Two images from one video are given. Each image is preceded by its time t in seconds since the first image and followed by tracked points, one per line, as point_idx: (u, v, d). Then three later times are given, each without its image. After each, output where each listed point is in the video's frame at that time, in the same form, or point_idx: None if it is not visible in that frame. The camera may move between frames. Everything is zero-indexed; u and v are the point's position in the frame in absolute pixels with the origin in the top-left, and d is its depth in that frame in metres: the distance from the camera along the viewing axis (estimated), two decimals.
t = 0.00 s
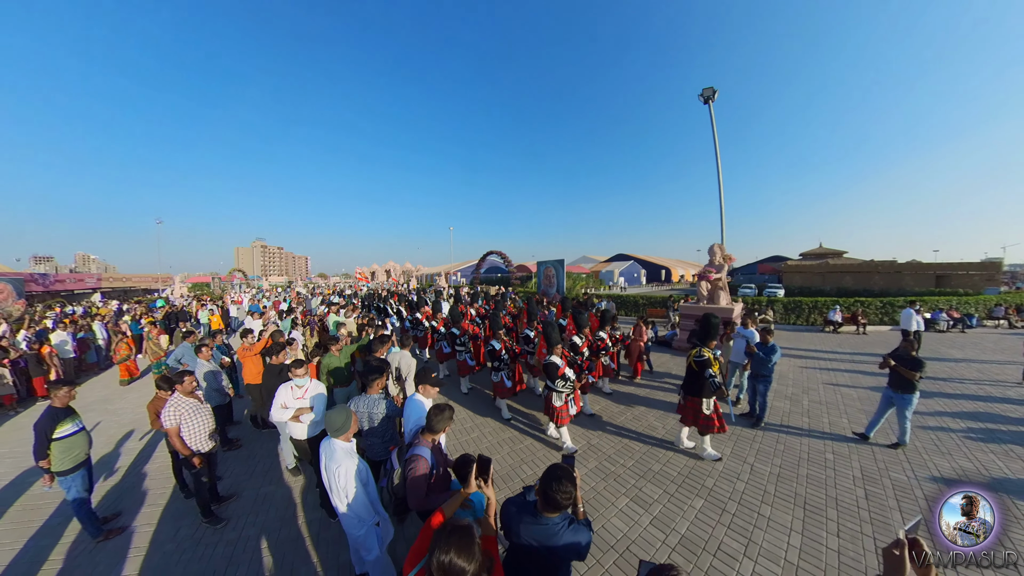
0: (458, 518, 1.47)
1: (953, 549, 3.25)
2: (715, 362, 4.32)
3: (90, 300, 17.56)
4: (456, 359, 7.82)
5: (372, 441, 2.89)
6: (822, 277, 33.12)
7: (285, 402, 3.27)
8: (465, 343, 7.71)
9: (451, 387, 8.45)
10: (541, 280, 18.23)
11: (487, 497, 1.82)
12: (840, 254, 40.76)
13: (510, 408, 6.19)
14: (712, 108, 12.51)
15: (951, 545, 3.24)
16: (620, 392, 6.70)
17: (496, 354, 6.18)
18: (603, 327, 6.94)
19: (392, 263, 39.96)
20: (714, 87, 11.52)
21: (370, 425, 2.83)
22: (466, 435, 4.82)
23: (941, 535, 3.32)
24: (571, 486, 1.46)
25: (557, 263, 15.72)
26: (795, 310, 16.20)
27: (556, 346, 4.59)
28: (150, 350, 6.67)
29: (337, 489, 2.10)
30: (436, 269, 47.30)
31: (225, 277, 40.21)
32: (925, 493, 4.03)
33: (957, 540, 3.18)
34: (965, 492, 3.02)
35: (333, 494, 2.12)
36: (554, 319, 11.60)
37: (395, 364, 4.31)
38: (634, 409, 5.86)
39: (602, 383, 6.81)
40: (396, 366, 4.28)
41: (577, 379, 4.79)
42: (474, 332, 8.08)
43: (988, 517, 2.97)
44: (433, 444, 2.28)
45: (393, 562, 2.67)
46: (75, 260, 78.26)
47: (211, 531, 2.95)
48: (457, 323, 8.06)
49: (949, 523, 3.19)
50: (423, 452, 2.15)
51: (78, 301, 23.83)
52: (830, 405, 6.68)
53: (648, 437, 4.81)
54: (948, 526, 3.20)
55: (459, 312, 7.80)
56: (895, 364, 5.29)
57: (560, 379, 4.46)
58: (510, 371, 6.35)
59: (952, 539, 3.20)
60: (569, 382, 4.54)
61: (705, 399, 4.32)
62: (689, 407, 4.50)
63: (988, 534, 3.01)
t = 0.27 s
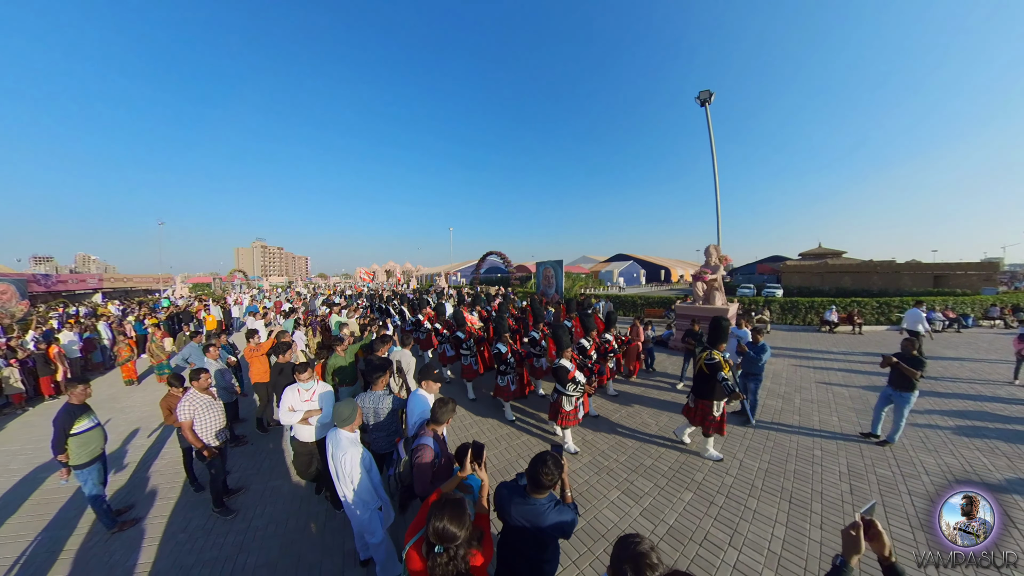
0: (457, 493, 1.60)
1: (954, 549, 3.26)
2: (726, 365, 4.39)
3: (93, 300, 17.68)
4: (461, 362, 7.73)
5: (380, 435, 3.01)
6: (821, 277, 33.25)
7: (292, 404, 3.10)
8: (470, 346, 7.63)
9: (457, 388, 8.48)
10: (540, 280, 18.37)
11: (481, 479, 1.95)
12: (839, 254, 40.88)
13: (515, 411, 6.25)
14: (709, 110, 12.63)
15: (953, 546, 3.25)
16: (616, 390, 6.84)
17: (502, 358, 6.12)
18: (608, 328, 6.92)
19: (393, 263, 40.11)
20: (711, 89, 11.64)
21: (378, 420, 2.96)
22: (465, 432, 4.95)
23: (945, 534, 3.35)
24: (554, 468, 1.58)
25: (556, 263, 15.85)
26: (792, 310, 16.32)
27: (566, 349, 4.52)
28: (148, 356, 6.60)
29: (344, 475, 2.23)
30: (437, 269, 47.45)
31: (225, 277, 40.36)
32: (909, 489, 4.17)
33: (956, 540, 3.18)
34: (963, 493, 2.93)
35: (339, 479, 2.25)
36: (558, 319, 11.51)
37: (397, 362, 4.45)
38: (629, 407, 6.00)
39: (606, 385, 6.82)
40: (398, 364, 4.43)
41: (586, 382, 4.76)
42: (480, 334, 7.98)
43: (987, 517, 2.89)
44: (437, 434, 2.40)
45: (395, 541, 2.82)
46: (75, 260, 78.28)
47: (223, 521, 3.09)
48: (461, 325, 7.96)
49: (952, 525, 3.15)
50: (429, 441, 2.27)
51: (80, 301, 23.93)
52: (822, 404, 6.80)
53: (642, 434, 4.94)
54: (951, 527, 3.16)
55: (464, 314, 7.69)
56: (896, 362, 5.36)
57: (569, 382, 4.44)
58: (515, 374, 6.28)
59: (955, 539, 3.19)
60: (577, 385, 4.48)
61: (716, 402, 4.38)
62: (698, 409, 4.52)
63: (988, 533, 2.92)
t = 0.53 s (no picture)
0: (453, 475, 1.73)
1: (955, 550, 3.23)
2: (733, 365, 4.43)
3: (95, 300, 17.81)
4: (465, 363, 7.60)
5: (382, 429, 3.13)
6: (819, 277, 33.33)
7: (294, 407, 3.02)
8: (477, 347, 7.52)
9: (461, 388, 8.45)
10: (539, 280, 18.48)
11: (475, 464, 2.07)
12: (838, 254, 40.97)
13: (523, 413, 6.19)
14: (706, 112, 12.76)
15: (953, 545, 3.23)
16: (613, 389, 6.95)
17: (509, 360, 6.03)
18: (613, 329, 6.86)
19: (393, 263, 40.24)
20: (708, 91, 11.76)
21: (380, 414, 3.08)
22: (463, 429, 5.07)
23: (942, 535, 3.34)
24: (542, 455, 1.69)
25: (555, 263, 15.97)
26: (790, 310, 16.42)
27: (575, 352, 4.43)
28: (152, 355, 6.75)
29: (348, 464, 2.35)
30: (437, 270, 47.57)
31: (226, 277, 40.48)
32: (896, 486, 4.28)
33: (956, 540, 3.15)
34: (963, 493, 2.93)
35: (343, 468, 2.37)
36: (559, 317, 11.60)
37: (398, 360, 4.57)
38: (625, 405, 6.11)
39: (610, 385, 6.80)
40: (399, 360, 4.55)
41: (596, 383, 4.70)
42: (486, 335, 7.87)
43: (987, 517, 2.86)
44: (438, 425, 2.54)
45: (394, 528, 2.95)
46: (75, 261, 78.36)
47: (230, 512, 3.21)
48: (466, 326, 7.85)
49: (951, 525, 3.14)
50: (430, 432, 2.41)
51: (81, 300, 24.03)
52: (815, 403, 6.91)
53: (637, 431, 5.04)
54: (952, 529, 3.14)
55: (470, 315, 7.56)
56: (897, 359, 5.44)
57: (579, 384, 4.37)
58: (521, 376, 6.20)
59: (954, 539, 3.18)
60: (588, 387, 4.43)
61: (722, 401, 4.44)
62: (704, 409, 4.53)
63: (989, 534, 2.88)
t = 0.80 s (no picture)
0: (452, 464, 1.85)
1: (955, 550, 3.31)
2: (742, 365, 4.51)
3: (96, 301, 17.90)
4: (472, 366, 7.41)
5: (384, 426, 3.23)
6: (818, 277, 33.44)
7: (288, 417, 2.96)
8: (483, 349, 7.38)
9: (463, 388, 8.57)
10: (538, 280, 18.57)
11: (471, 455, 2.18)
12: (837, 254, 41.06)
13: (531, 417, 6.09)
14: (703, 114, 12.84)
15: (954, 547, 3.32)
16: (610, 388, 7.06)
17: (517, 363, 5.91)
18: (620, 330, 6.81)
19: (393, 263, 40.36)
20: (705, 94, 11.86)
21: (382, 411, 3.17)
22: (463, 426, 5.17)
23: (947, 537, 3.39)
24: (534, 444, 1.80)
25: (554, 264, 16.08)
26: (787, 310, 16.52)
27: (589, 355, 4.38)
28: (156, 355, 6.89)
29: (354, 457, 2.46)
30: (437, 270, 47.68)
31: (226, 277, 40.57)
32: (884, 482, 4.39)
33: (956, 540, 3.26)
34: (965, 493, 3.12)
35: (349, 461, 2.48)
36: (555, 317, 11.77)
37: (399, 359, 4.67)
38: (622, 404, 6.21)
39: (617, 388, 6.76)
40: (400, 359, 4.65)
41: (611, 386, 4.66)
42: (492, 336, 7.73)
43: (987, 516, 3.06)
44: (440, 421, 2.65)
45: (395, 519, 3.07)
46: (75, 261, 78.46)
47: (237, 506, 3.35)
48: (472, 328, 7.66)
49: (950, 524, 3.27)
50: (432, 426, 2.52)
51: (82, 301, 24.15)
52: (809, 402, 7.03)
53: (633, 430, 5.14)
54: (951, 529, 3.25)
55: (477, 317, 7.42)
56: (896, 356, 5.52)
57: (594, 388, 4.31)
58: (530, 380, 6.08)
59: (952, 539, 3.30)
60: (604, 390, 4.39)
61: (732, 401, 4.52)
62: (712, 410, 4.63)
63: (987, 533, 3.04)
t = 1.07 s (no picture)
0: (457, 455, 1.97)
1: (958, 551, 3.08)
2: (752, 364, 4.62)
3: (98, 302, 18.00)
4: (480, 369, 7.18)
5: (389, 424, 3.34)
6: (817, 277, 33.60)
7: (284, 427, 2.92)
8: (491, 352, 7.20)
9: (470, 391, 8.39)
10: (538, 281, 18.71)
11: (473, 448, 2.30)
12: (836, 254, 41.22)
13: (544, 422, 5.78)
14: (701, 116, 12.99)
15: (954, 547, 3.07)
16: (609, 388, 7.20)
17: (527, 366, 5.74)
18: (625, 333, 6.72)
19: (393, 264, 40.49)
20: (702, 96, 12.01)
21: (388, 409, 3.29)
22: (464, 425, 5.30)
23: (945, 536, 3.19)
24: (534, 436, 1.93)
25: (553, 265, 16.22)
26: (784, 310, 16.66)
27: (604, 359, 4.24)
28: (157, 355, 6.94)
29: (363, 452, 2.58)
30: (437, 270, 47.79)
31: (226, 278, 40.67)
32: (873, 479, 4.52)
33: (956, 540, 2.99)
34: (965, 492, 2.83)
35: (358, 455, 2.60)
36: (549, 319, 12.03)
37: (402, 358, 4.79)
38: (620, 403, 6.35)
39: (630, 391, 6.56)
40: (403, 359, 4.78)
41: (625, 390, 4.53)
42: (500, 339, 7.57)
43: (990, 517, 2.74)
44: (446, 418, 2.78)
45: (400, 512, 3.19)
46: (74, 262, 78.47)
47: (246, 502, 3.47)
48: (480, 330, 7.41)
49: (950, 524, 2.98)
50: (437, 422, 2.65)
51: (84, 301, 24.27)
52: (803, 401, 7.17)
53: (630, 428, 5.27)
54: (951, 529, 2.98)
55: (485, 318, 7.25)
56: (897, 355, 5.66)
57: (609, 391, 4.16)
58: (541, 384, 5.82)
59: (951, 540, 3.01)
60: (619, 392, 4.28)
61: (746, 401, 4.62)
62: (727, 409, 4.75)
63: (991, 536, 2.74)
